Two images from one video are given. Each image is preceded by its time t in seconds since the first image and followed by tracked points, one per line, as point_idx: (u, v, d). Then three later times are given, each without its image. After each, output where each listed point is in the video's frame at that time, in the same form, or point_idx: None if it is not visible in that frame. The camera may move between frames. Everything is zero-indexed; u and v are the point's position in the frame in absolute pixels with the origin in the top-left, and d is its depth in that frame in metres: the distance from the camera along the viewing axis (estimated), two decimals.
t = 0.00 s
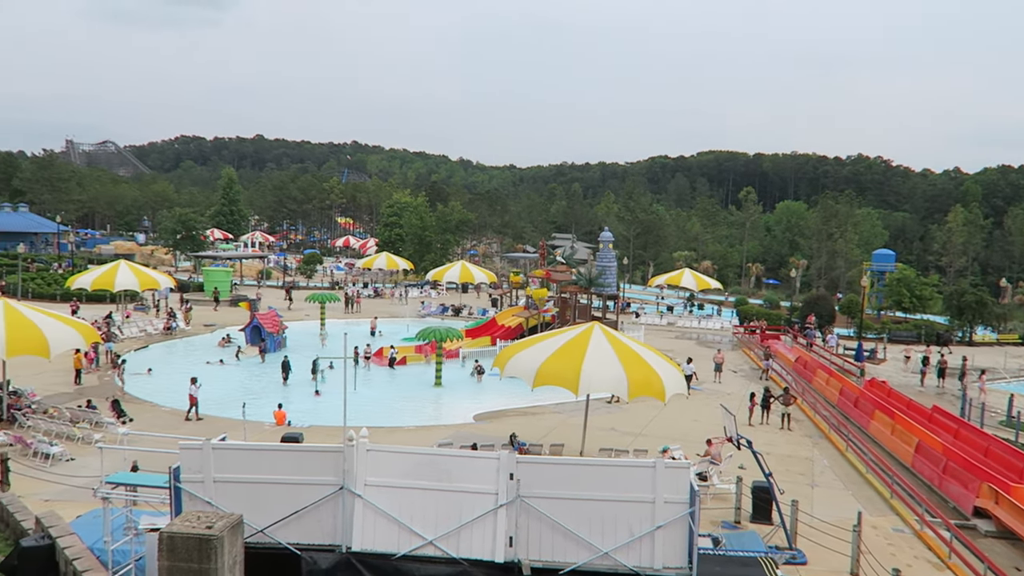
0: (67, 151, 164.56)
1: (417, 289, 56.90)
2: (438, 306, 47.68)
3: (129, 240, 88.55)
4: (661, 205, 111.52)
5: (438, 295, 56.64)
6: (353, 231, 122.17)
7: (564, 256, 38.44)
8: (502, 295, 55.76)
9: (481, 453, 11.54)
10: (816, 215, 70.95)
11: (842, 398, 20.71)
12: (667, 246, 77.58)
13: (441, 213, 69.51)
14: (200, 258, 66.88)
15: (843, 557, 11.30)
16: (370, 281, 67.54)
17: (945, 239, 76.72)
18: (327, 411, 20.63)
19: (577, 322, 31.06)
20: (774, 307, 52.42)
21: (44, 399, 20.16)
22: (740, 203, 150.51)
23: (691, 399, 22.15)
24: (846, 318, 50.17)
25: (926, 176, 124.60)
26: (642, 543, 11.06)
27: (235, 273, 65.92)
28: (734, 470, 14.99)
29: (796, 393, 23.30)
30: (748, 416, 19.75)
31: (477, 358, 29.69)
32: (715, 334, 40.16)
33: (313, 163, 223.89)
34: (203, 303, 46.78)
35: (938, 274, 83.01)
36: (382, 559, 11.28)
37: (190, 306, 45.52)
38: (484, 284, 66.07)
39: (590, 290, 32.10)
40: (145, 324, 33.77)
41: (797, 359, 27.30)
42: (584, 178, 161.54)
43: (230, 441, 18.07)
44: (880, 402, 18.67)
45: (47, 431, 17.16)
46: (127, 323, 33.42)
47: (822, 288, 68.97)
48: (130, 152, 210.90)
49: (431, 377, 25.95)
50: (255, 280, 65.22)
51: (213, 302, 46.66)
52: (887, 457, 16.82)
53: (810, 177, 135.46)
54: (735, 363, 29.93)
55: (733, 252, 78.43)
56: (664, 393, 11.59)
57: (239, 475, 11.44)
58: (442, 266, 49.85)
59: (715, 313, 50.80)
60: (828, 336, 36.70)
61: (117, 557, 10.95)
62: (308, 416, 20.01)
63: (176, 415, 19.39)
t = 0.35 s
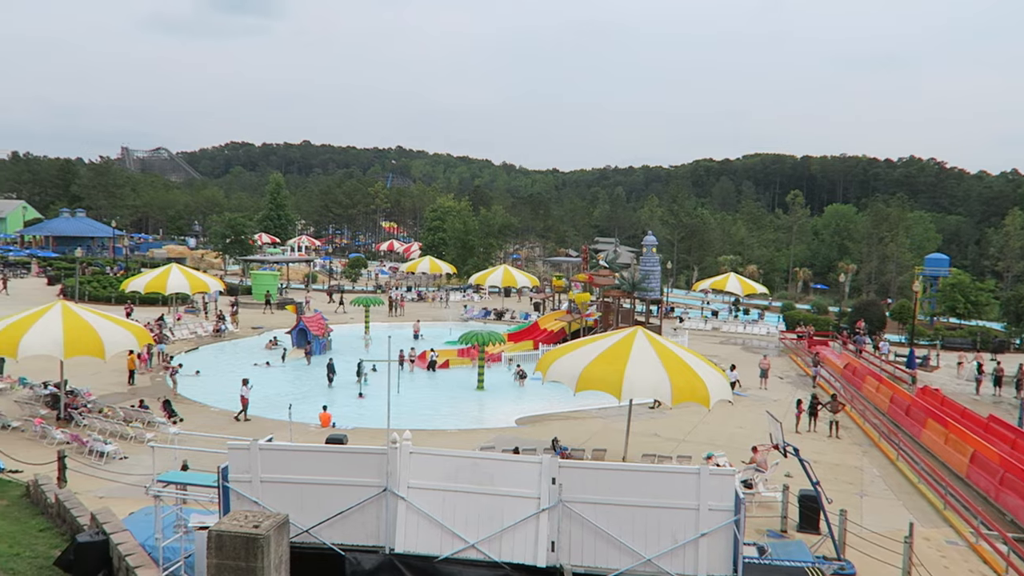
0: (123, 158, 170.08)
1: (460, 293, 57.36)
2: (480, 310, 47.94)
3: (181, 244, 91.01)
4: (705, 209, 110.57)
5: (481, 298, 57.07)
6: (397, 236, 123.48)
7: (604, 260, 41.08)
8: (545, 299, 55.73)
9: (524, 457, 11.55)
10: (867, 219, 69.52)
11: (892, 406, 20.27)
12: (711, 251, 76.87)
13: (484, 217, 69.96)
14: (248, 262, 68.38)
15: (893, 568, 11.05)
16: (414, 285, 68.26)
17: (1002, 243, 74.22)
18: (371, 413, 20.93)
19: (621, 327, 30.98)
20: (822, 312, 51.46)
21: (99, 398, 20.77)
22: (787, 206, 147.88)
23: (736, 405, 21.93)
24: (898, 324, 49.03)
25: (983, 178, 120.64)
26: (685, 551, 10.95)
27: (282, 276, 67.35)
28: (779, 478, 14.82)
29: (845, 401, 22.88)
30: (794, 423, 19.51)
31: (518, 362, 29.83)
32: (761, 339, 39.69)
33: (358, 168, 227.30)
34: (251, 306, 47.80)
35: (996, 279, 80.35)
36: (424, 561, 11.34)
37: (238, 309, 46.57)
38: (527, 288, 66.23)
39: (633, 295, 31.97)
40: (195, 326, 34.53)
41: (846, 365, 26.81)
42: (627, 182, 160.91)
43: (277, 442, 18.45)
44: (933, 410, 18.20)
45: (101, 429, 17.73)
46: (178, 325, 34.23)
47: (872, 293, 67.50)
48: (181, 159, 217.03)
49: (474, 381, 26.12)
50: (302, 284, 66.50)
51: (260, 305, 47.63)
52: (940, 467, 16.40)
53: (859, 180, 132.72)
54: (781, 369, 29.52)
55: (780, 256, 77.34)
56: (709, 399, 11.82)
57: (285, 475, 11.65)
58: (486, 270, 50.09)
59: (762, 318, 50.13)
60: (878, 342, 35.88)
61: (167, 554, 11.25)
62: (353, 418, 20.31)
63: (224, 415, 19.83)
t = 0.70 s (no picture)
0: (170, 164, 174.31)
1: (499, 296, 57.56)
2: (519, 313, 47.99)
3: (225, 248, 92.95)
4: (746, 211, 109.25)
5: (519, 301, 57.17)
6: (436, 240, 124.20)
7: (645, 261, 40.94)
8: (583, 303, 55.54)
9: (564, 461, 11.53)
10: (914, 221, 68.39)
11: (942, 412, 19.80)
12: (753, 253, 75.88)
13: (522, 220, 70.04)
14: (291, 265, 69.40)
15: None
16: (453, 288, 68.60)
17: None
18: (411, 416, 21.13)
19: (661, 330, 30.82)
20: (868, 315, 50.41)
21: (147, 399, 21.29)
22: (831, 208, 144.95)
23: (779, 410, 21.66)
24: (948, 327, 47.74)
25: None
26: (727, 557, 10.83)
27: (323, 280, 68.38)
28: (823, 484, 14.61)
29: (892, 406, 22.45)
30: (839, 429, 19.24)
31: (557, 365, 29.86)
32: (805, 343, 39.06)
33: (396, 173, 229.59)
34: (293, 309, 48.53)
35: None
36: (465, 563, 11.39)
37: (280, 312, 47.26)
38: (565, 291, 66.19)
39: (673, 298, 31.72)
40: (240, 330, 35.08)
41: (893, 370, 26.28)
42: (666, 184, 159.71)
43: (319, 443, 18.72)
44: (985, 416, 17.71)
45: (149, 430, 18.19)
46: (223, 328, 34.82)
47: (919, 296, 65.83)
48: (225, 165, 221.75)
49: (513, 384, 26.17)
50: (342, 287, 67.31)
51: (303, 308, 48.38)
52: (992, 475, 15.98)
53: (906, 180, 129.59)
54: (826, 374, 29.07)
55: (824, 258, 75.99)
56: (750, 403, 12.52)
57: (327, 477, 11.79)
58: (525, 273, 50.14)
59: (805, 321, 49.34)
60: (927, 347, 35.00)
61: (213, 553, 11.51)
62: (393, 420, 20.50)
63: (268, 417, 20.16)
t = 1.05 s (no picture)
0: (207, 168, 177.53)
1: (531, 299, 57.68)
2: (551, 316, 47.98)
3: (260, 251, 94.39)
4: (781, 213, 108.03)
5: (551, 304, 57.19)
6: (469, 242, 124.60)
7: (677, 263, 40.51)
8: (616, 306, 55.30)
9: (595, 464, 11.49)
10: (954, 223, 66.73)
11: (983, 419, 19.42)
12: (788, 256, 75.00)
13: (554, 222, 69.98)
14: (325, 268, 70.15)
15: None
16: (485, 291, 68.77)
17: None
18: (443, 417, 21.28)
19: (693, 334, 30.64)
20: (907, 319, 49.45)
21: (184, 399, 21.68)
22: (869, 210, 142.36)
23: (815, 415, 21.43)
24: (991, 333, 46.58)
25: None
26: (761, 564, 10.69)
27: (357, 282, 69.13)
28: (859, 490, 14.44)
29: (931, 413, 22.12)
30: (876, 435, 19.01)
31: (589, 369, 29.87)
32: (841, 348, 38.51)
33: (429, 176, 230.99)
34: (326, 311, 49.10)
35: None
36: (495, 566, 11.42)
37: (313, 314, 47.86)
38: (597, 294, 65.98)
39: (706, 301, 31.43)
40: (275, 331, 35.63)
41: (933, 375, 25.88)
42: (700, 186, 158.35)
43: (351, 444, 18.92)
44: None
45: (186, 429, 18.52)
46: (259, 329, 35.40)
47: (960, 300, 64.38)
48: (260, 168, 225.23)
49: (544, 387, 26.17)
50: (375, 290, 67.91)
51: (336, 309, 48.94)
52: None
53: (946, 182, 126.75)
54: (863, 379, 28.67)
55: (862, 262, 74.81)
56: (785, 408, 12.62)
57: (360, 478, 11.88)
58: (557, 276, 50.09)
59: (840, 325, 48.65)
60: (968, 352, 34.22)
61: (247, 550, 11.66)
62: (424, 422, 20.62)
63: (302, 417, 20.42)
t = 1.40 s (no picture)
0: (242, 172, 180.25)
1: (561, 301, 57.61)
2: (581, 318, 47.90)
3: (293, 254, 95.65)
4: (815, 215, 106.54)
5: (581, 307, 57.08)
6: (499, 245, 124.69)
7: (709, 265, 40.19)
8: (648, 309, 55.03)
9: (626, 467, 11.42)
10: (995, 224, 65.21)
11: None
12: (822, 258, 74.07)
13: (585, 225, 69.86)
14: (356, 270, 70.80)
15: None
16: (516, 293, 68.85)
17: None
18: (473, 419, 21.35)
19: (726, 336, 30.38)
20: (947, 322, 48.43)
21: (219, 400, 22.02)
22: (905, 211, 139.86)
23: (851, 420, 21.10)
24: None
25: None
26: (795, 570, 10.56)
27: (388, 284, 69.69)
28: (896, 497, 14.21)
29: (972, 419, 21.68)
30: (914, 441, 18.67)
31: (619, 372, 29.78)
32: (878, 351, 37.84)
33: (459, 179, 231.92)
34: (357, 313, 49.54)
35: None
36: (525, 568, 11.41)
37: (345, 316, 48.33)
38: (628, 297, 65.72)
39: (738, 304, 31.13)
40: (307, 333, 36.03)
41: (973, 380, 25.36)
42: (732, 188, 156.94)
43: (383, 445, 19.05)
44: None
45: (220, 430, 18.80)
46: (292, 331, 35.82)
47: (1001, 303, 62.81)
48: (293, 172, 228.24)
49: (574, 389, 26.14)
50: (407, 292, 68.43)
51: (367, 312, 49.34)
52: None
53: (986, 183, 123.79)
54: (900, 384, 28.16)
55: (898, 264, 73.44)
56: (820, 412, 12.56)
57: (392, 479, 11.95)
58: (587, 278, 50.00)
59: (877, 329, 47.89)
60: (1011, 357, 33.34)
61: (280, 549, 11.79)
62: (455, 424, 20.71)
63: (334, 418, 20.62)
